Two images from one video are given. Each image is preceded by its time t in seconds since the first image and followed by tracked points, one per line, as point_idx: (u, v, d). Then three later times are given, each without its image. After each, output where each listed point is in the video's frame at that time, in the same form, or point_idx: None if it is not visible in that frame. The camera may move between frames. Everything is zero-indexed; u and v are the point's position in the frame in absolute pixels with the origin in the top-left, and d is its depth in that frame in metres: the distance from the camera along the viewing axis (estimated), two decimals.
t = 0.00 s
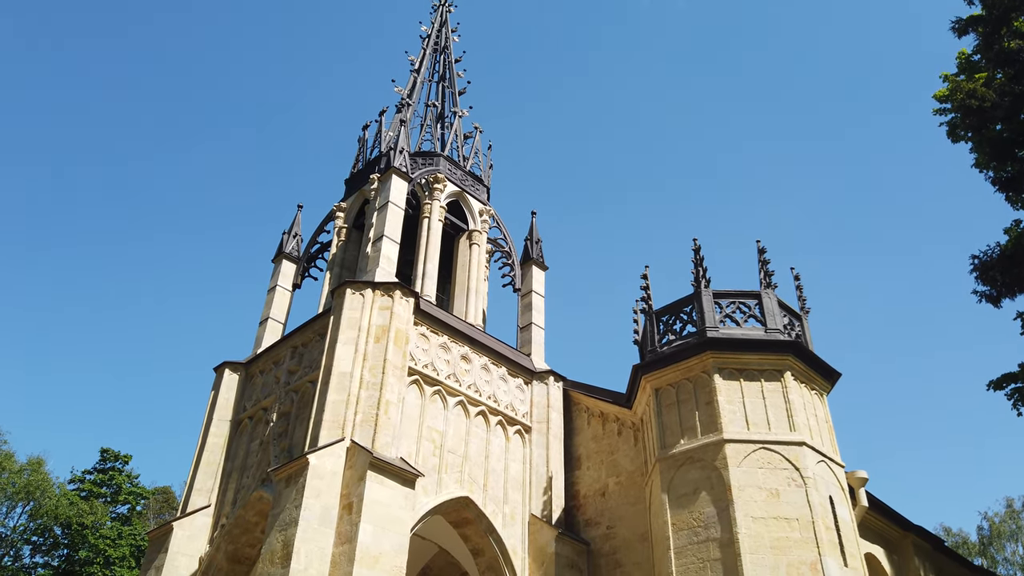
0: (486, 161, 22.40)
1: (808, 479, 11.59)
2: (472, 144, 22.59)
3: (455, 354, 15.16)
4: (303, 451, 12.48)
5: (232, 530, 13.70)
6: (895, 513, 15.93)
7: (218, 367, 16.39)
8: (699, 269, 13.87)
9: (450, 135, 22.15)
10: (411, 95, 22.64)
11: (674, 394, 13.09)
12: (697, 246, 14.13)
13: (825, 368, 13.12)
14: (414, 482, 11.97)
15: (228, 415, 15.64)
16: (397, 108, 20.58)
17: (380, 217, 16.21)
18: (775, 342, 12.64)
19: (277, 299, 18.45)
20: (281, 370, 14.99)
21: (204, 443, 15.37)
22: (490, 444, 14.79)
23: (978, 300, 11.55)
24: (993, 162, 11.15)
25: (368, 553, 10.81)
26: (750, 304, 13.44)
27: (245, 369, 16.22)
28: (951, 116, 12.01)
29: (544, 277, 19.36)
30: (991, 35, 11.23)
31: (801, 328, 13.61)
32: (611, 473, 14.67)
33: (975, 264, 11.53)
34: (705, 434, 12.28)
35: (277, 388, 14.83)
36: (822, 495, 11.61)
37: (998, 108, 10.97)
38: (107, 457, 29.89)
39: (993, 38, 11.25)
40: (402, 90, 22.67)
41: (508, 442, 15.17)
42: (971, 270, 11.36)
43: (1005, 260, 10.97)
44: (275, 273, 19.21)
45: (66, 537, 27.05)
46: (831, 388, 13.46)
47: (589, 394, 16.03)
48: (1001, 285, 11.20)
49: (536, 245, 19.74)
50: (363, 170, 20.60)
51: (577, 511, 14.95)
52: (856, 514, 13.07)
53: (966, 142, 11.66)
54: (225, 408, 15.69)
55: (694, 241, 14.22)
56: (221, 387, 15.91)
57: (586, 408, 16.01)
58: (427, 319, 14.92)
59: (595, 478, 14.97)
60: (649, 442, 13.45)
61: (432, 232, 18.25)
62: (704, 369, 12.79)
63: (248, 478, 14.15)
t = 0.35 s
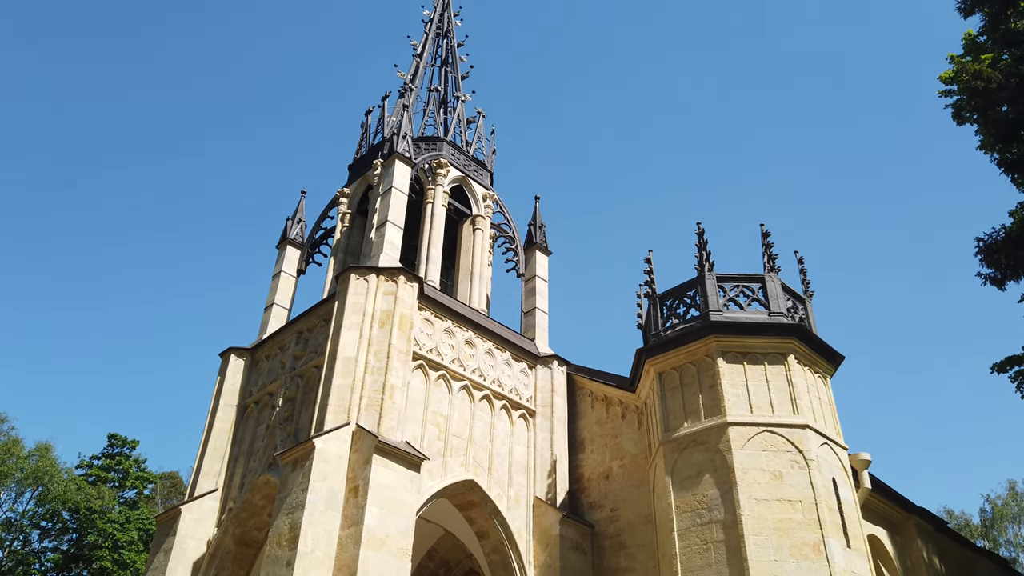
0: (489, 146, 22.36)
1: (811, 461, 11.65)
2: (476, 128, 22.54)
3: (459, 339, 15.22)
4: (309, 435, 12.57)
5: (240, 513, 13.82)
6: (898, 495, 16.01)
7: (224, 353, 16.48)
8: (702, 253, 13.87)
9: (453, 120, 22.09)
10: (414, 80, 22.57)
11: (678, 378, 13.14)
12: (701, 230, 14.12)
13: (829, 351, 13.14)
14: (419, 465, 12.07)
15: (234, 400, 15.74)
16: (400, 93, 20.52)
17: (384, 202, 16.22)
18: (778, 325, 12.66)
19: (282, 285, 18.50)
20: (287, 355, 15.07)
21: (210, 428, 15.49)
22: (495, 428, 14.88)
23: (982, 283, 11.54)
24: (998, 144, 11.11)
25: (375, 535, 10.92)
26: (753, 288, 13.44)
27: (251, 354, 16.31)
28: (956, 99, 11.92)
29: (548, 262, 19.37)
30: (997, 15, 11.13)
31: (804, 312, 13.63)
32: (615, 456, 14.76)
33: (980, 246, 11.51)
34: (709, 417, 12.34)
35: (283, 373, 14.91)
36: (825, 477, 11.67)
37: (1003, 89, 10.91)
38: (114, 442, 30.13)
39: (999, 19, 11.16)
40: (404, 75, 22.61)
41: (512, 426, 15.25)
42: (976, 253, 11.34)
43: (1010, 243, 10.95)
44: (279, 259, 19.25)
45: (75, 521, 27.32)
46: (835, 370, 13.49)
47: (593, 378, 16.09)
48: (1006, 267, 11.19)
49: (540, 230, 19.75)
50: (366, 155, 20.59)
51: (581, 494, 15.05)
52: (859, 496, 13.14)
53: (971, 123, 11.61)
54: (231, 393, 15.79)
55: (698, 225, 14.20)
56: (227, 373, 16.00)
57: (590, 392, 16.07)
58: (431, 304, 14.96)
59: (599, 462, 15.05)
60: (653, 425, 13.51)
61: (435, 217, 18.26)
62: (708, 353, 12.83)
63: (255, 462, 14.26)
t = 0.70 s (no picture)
0: (492, 130, 22.27)
1: (816, 443, 11.67)
2: (479, 112, 22.44)
3: (463, 324, 15.24)
4: (314, 419, 12.63)
5: (247, 497, 13.92)
6: (903, 476, 16.05)
7: (229, 338, 16.53)
8: (707, 236, 13.83)
9: (456, 104, 21.99)
10: (416, 64, 22.45)
11: (682, 361, 13.16)
12: (706, 213, 14.07)
13: (833, 333, 13.13)
14: (424, 449, 12.13)
15: (240, 384, 15.82)
16: (403, 77, 20.42)
17: (387, 187, 16.19)
18: (782, 308, 12.65)
19: (286, 270, 18.52)
20: (292, 340, 15.11)
21: (216, 412, 15.57)
22: (500, 411, 14.93)
23: (988, 264, 11.50)
24: (1005, 125, 11.00)
25: (381, 518, 11.01)
26: (758, 271, 13.42)
27: (256, 339, 16.36)
28: (963, 78, 11.76)
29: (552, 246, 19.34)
30: None
31: (809, 294, 13.60)
32: (619, 439, 14.81)
33: (986, 227, 11.45)
34: (713, 399, 12.36)
35: (288, 358, 14.96)
36: (829, 460, 11.70)
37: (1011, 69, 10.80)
38: (121, 427, 30.33)
39: None
40: (407, 58, 22.48)
41: (517, 409, 15.31)
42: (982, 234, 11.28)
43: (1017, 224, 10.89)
44: (283, 245, 19.26)
45: (83, 505, 27.54)
46: (839, 353, 13.48)
47: (597, 362, 16.11)
48: (1011, 249, 11.14)
49: (543, 214, 19.70)
50: (369, 140, 20.53)
51: (586, 477, 15.13)
52: (863, 478, 13.18)
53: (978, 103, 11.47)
54: (237, 378, 15.86)
55: (702, 208, 14.15)
56: (232, 357, 16.07)
57: (594, 376, 16.10)
58: (435, 289, 14.97)
59: (603, 445, 15.11)
60: (657, 408, 13.55)
61: (439, 201, 18.22)
62: (712, 336, 12.83)
63: (261, 446, 14.35)
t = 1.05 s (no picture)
0: (495, 112, 22.16)
1: (819, 425, 11.70)
2: (481, 94, 22.32)
3: (467, 307, 15.25)
4: (319, 402, 12.69)
5: (253, 480, 14.00)
6: (905, 457, 16.10)
7: (233, 322, 16.57)
8: (710, 218, 13.79)
9: (458, 86, 21.88)
10: (418, 46, 22.31)
11: (685, 343, 13.18)
12: (709, 195, 14.02)
13: (837, 315, 13.13)
14: (428, 432, 12.20)
15: (245, 368, 15.88)
16: (404, 59, 20.30)
17: (389, 170, 16.14)
18: (786, 290, 12.64)
19: (289, 254, 18.53)
20: (296, 324, 15.14)
21: (222, 396, 15.66)
22: (503, 394, 14.98)
23: (992, 245, 11.46)
24: (1012, 104, 10.85)
25: (386, 500, 11.09)
26: (761, 253, 13.38)
27: (260, 324, 16.40)
28: (968, 58, 11.55)
29: (555, 229, 19.29)
30: None
31: (813, 276, 13.58)
32: (623, 422, 14.87)
33: (991, 208, 11.39)
34: (716, 381, 12.39)
35: (292, 342, 15.00)
36: (832, 441, 11.73)
37: (1018, 46, 10.73)
38: (125, 411, 30.50)
39: None
40: (408, 41, 22.34)
41: (521, 392, 15.36)
42: (986, 215, 11.23)
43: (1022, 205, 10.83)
44: (286, 229, 19.25)
45: (90, 489, 27.70)
46: (842, 335, 13.48)
47: (601, 344, 16.13)
48: (1016, 229, 11.10)
49: (546, 197, 19.65)
50: (371, 123, 20.45)
51: (589, 459, 15.20)
52: (866, 459, 13.22)
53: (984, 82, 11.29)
54: (241, 362, 15.92)
55: (706, 190, 14.09)
56: (237, 342, 16.12)
57: (598, 358, 16.13)
58: (438, 272, 14.96)
59: (607, 427, 15.17)
60: (660, 391, 13.58)
61: (441, 184, 18.18)
62: (716, 319, 12.83)
63: (266, 430, 14.42)
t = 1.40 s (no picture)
0: (497, 94, 22.04)
1: (821, 405, 11.72)
2: (483, 76, 22.19)
3: (470, 290, 15.26)
4: (323, 385, 12.73)
5: (258, 462, 14.09)
6: (908, 437, 16.15)
7: (236, 306, 16.60)
8: (713, 199, 13.74)
9: (459, 67, 21.75)
10: (419, 27, 22.15)
11: (688, 325, 13.18)
12: (713, 176, 13.96)
13: (840, 296, 13.11)
14: (432, 413, 12.25)
15: (249, 351, 15.94)
16: (405, 40, 20.16)
17: (391, 153, 16.09)
18: (789, 271, 12.61)
19: (292, 237, 18.53)
20: (299, 307, 15.16)
21: (226, 379, 15.73)
22: (507, 376, 15.02)
23: (997, 226, 11.39)
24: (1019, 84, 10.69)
25: (390, 481, 11.17)
26: (765, 234, 13.35)
27: (263, 307, 16.44)
28: (974, 36, 11.35)
29: (557, 211, 19.25)
30: None
31: (816, 257, 13.55)
32: (626, 403, 14.93)
33: (996, 187, 11.36)
34: (719, 362, 12.41)
35: (296, 325, 15.03)
36: (834, 421, 11.76)
37: None
38: (130, 395, 30.66)
39: None
40: (409, 21, 22.18)
41: (524, 374, 15.40)
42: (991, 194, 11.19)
43: None
44: (288, 212, 19.23)
45: (97, 472, 27.91)
46: (845, 315, 13.47)
47: (604, 326, 16.14)
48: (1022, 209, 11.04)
49: (549, 179, 19.59)
50: (372, 105, 20.36)
51: (592, 440, 15.27)
52: (869, 439, 13.25)
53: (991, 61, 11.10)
54: (246, 345, 15.97)
55: (709, 171, 14.03)
56: (241, 325, 16.17)
57: (601, 340, 16.15)
58: (441, 255, 14.95)
59: (610, 408, 15.21)
60: (663, 372, 13.61)
61: (443, 167, 18.12)
62: (719, 300, 12.82)
63: (271, 412, 14.50)
